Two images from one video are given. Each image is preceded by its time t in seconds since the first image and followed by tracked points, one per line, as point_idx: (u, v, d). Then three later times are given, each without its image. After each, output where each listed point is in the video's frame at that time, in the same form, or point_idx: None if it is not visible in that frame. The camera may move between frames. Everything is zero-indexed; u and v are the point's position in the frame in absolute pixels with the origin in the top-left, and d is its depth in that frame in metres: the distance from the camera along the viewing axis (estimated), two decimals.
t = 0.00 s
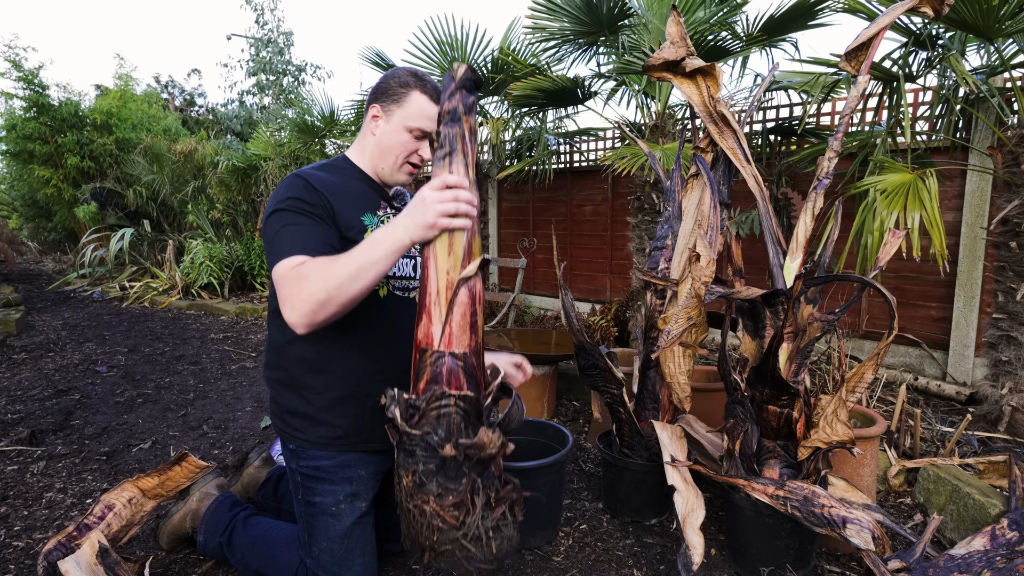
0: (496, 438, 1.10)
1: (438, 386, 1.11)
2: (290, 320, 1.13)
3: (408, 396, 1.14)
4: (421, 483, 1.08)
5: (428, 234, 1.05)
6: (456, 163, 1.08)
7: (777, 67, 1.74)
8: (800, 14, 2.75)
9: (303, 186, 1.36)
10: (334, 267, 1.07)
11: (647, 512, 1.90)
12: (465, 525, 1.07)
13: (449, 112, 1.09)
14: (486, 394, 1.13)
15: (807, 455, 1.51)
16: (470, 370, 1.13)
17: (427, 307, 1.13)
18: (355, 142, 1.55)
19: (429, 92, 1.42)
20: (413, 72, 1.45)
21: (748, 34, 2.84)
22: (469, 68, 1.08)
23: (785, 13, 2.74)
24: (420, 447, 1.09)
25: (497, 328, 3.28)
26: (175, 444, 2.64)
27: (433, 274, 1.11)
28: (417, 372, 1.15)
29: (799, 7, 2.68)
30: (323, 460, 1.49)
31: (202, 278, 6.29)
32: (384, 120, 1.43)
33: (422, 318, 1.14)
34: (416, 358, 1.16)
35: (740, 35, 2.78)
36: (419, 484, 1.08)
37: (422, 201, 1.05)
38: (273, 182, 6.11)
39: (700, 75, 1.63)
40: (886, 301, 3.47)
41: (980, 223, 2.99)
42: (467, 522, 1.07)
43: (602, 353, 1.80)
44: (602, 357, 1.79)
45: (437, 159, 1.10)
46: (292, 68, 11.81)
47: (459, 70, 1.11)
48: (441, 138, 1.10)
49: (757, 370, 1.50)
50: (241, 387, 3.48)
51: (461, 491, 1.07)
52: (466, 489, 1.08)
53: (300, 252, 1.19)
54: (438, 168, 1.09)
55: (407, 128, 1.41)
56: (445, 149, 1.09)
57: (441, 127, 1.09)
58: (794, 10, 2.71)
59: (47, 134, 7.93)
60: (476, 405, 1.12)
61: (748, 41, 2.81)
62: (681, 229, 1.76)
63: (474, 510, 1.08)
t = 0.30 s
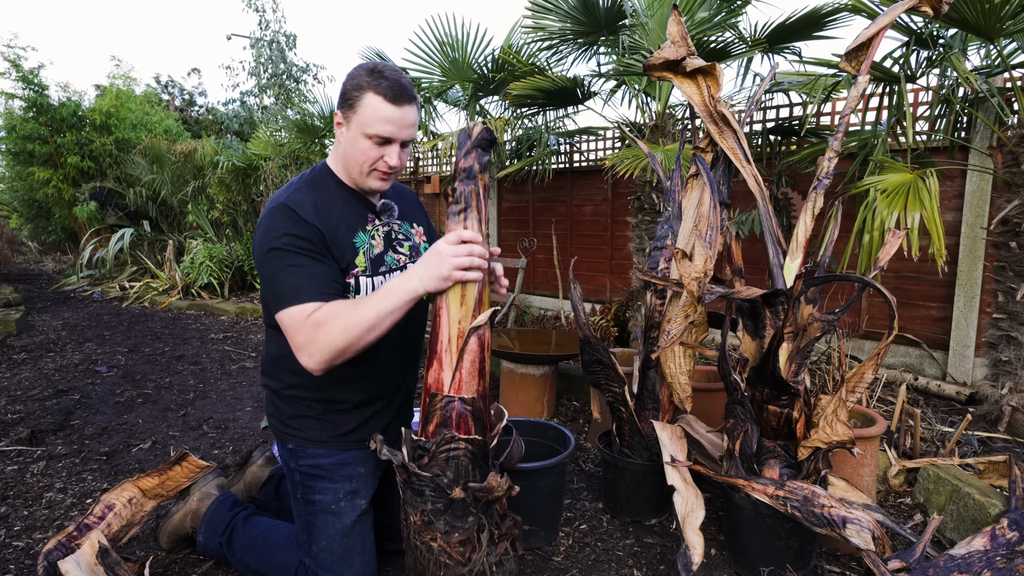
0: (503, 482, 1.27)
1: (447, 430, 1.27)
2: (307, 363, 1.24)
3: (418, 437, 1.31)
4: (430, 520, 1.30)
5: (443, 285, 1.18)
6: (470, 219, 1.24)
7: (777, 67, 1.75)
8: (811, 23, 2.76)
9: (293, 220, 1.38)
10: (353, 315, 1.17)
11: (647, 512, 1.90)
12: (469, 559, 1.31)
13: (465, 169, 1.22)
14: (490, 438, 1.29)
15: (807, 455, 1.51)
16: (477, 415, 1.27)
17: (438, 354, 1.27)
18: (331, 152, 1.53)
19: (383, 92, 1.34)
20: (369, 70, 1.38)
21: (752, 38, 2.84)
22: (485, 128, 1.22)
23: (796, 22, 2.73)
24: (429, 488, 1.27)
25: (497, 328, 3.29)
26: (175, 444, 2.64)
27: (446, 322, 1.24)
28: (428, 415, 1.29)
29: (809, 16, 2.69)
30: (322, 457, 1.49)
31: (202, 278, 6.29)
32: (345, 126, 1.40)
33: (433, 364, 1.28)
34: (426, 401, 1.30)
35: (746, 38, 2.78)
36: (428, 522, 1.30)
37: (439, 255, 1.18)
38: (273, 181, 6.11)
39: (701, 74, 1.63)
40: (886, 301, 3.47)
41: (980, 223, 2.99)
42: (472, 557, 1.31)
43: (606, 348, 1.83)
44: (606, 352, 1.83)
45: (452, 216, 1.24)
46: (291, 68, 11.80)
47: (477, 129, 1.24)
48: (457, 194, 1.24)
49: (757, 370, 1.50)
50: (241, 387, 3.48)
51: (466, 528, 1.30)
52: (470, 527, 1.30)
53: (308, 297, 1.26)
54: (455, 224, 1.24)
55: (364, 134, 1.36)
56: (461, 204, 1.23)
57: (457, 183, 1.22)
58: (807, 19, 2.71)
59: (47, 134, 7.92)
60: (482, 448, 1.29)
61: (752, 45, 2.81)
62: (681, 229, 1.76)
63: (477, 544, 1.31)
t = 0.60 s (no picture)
0: (516, 505, 1.27)
1: (462, 458, 1.31)
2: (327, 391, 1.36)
3: (433, 465, 1.34)
4: (444, 544, 1.31)
5: (459, 316, 1.29)
6: (486, 256, 1.35)
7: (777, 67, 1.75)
8: (806, 14, 2.75)
9: (293, 253, 1.39)
10: (377, 346, 1.30)
11: (647, 512, 1.90)
12: None
13: (481, 211, 1.35)
14: (503, 464, 1.33)
15: (807, 455, 1.51)
16: (490, 442, 1.32)
17: (453, 383, 1.33)
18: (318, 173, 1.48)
19: (344, 125, 1.26)
20: (338, 96, 1.30)
21: (752, 34, 2.83)
22: (500, 174, 1.37)
23: (792, 12, 2.72)
24: (443, 512, 1.29)
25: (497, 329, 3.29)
26: (175, 444, 2.64)
27: (461, 353, 1.31)
28: (442, 443, 1.34)
29: (803, 9, 2.70)
30: (317, 458, 1.50)
31: (202, 278, 6.29)
32: (318, 158, 1.35)
33: (448, 394, 1.33)
34: (441, 430, 1.34)
35: (743, 35, 2.79)
36: (442, 546, 1.31)
37: (457, 288, 1.29)
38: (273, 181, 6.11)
39: (701, 74, 1.63)
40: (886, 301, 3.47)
41: (980, 223, 2.99)
42: None
43: (607, 348, 1.83)
44: (607, 352, 1.83)
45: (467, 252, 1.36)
46: (291, 68, 11.81)
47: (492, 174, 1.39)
48: (474, 233, 1.36)
49: (757, 370, 1.50)
50: (241, 387, 3.48)
51: (480, 552, 1.30)
52: (484, 552, 1.30)
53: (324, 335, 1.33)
54: (471, 261, 1.36)
55: (333, 170, 1.31)
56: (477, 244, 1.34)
57: (475, 224, 1.34)
58: (802, 10, 2.71)
59: (47, 134, 7.93)
60: (495, 474, 1.33)
61: (750, 41, 2.81)
62: (681, 229, 1.76)
63: (489, 568, 1.32)
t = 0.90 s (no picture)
0: (523, 503, 1.32)
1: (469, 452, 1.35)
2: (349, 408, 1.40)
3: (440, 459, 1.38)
4: (448, 540, 1.32)
5: (473, 317, 1.38)
6: (498, 259, 1.45)
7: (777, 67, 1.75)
8: (805, 14, 2.75)
9: (296, 276, 1.38)
10: (394, 357, 1.35)
11: (647, 512, 1.90)
12: None
13: (495, 215, 1.47)
14: (509, 461, 1.36)
15: (807, 455, 1.51)
16: (496, 439, 1.38)
17: (462, 380, 1.40)
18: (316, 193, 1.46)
19: (339, 157, 1.23)
20: (333, 124, 1.27)
21: (752, 34, 2.83)
22: (512, 184, 1.49)
23: (790, 13, 2.72)
24: (449, 507, 1.31)
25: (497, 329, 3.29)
26: (175, 444, 2.64)
27: (472, 351, 1.40)
28: (449, 438, 1.39)
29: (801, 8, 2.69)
30: (313, 461, 1.51)
31: (202, 277, 6.29)
32: (316, 186, 1.33)
33: (457, 391, 1.40)
34: (448, 426, 1.40)
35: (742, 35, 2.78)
36: (447, 541, 1.32)
37: (472, 291, 1.39)
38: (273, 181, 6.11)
39: (702, 74, 1.63)
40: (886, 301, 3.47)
41: (980, 223, 2.98)
42: None
43: (607, 347, 1.83)
44: (607, 351, 1.83)
45: (483, 256, 1.45)
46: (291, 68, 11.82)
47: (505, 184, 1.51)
48: (487, 237, 1.46)
49: (757, 370, 1.50)
50: (241, 387, 3.48)
51: (483, 549, 1.32)
52: (487, 548, 1.32)
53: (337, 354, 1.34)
54: (485, 263, 1.45)
55: (330, 200, 1.29)
56: (490, 247, 1.45)
57: (488, 229, 1.45)
58: (799, 10, 2.70)
59: (47, 134, 7.92)
60: (500, 470, 1.35)
61: (750, 42, 2.81)
62: (681, 229, 1.77)
63: (493, 566, 1.33)
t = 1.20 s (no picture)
0: (529, 495, 1.33)
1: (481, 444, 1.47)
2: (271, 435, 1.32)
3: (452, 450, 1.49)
4: (454, 531, 1.36)
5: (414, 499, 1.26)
6: (520, 260, 1.71)
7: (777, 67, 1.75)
8: (809, 17, 2.75)
9: (304, 308, 1.31)
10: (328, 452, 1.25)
11: (647, 512, 1.90)
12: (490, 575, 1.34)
13: (519, 220, 1.77)
14: (519, 457, 1.46)
15: (807, 455, 1.51)
16: (507, 435, 1.49)
17: (479, 374, 1.58)
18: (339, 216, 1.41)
19: (368, 176, 1.19)
20: (359, 142, 1.24)
21: (754, 34, 2.83)
22: (538, 193, 1.83)
23: (794, 16, 2.73)
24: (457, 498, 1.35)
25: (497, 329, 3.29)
26: (175, 444, 2.64)
27: (490, 348, 1.60)
28: (463, 431, 1.50)
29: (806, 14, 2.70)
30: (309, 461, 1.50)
31: (202, 277, 6.28)
32: (341, 202, 1.30)
33: (473, 384, 1.57)
34: (462, 418, 1.53)
35: (745, 36, 2.78)
36: (452, 533, 1.35)
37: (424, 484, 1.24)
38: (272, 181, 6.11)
39: (702, 74, 1.63)
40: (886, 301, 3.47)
41: (980, 223, 2.99)
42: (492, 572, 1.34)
43: (607, 347, 1.84)
44: (607, 351, 1.83)
45: (506, 254, 1.72)
46: (290, 68, 11.82)
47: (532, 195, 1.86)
48: (511, 240, 1.74)
49: (757, 370, 1.50)
50: (241, 387, 3.48)
51: (488, 542, 1.36)
52: (492, 541, 1.36)
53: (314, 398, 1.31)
54: (507, 261, 1.71)
55: (356, 218, 1.25)
56: (514, 246, 1.72)
57: (512, 230, 1.75)
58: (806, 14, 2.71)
59: (47, 134, 7.92)
60: (509, 466, 1.41)
61: (752, 42, 2.81)
62: (681, 229, 1.77)
63: (497, 560, 1.35)
